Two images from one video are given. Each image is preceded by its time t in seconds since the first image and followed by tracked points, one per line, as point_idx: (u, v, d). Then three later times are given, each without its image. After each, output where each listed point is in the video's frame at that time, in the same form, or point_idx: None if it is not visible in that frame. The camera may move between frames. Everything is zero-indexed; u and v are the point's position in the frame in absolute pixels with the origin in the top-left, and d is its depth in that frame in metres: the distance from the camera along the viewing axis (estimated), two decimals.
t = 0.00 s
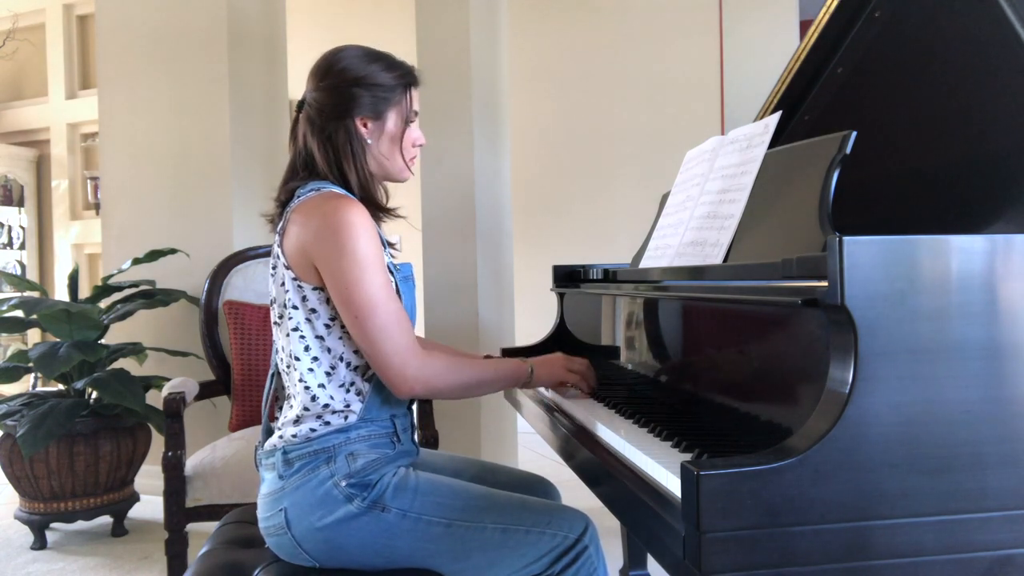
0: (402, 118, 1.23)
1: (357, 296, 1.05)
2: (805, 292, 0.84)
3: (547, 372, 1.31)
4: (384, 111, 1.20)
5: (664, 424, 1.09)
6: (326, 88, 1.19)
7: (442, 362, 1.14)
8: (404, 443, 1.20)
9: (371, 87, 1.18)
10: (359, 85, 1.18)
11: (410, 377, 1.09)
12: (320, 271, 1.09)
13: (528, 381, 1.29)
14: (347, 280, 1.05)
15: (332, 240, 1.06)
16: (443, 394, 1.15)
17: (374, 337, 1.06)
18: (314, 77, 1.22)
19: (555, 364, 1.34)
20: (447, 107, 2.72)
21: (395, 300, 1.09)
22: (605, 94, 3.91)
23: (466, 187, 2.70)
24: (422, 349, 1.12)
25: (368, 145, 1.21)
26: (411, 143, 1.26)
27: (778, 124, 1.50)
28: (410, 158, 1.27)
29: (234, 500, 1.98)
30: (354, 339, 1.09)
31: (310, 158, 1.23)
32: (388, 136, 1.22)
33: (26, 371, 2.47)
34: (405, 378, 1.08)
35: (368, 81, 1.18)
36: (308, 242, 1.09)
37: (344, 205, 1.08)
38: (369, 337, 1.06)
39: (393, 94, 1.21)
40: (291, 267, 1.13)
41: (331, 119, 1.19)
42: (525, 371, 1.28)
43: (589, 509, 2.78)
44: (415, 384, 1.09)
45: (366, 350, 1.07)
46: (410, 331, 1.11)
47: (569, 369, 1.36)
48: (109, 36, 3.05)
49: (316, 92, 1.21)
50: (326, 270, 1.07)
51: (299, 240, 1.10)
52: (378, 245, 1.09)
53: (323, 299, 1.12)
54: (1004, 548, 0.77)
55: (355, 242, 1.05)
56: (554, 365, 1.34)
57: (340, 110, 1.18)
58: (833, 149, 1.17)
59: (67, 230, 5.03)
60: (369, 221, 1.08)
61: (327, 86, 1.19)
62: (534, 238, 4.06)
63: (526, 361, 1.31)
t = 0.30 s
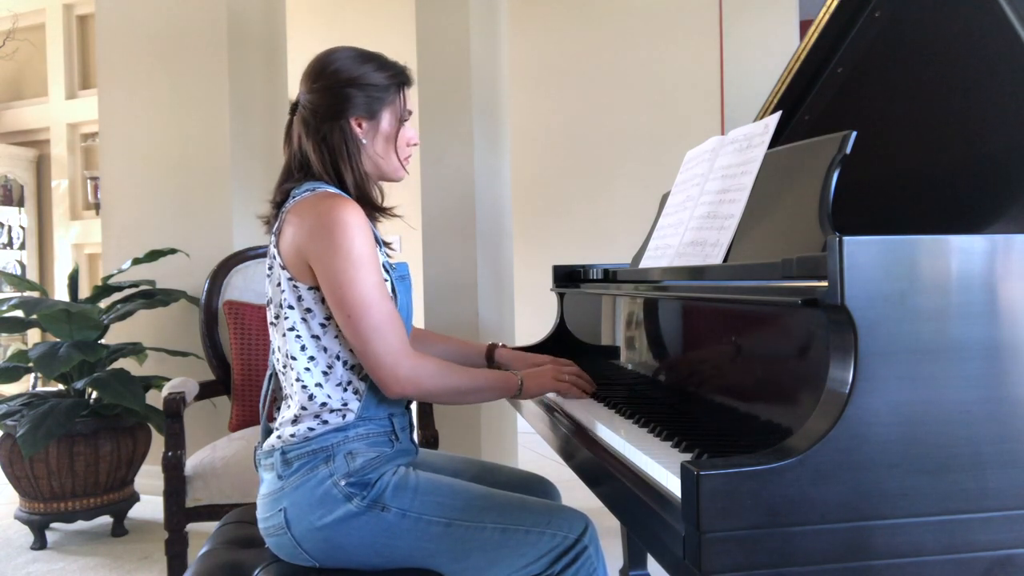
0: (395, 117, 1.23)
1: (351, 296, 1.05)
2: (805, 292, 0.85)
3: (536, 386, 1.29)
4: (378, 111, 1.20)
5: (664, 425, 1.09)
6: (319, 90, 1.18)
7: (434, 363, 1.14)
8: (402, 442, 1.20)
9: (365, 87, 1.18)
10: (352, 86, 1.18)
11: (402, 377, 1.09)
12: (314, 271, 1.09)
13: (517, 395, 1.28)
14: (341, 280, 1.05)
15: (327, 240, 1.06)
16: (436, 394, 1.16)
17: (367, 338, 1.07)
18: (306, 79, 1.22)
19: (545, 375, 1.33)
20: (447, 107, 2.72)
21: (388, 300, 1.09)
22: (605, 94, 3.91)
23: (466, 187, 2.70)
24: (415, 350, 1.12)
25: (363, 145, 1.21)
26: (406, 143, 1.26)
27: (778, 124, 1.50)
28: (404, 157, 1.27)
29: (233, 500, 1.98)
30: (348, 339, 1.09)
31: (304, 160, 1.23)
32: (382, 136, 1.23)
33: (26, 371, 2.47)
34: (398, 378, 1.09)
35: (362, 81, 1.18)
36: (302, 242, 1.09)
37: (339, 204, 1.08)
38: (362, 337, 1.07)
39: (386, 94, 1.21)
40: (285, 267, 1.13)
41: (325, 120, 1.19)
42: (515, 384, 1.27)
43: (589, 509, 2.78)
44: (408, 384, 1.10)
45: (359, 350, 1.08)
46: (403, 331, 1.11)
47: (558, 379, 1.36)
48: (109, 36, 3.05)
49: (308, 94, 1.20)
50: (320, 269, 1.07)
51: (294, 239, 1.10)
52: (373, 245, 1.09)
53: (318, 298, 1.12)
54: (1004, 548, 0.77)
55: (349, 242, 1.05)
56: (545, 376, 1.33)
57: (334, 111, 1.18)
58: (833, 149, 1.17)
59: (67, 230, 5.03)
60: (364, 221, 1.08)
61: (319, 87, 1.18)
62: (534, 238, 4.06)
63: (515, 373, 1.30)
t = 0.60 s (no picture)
0: (391, 117, 1.23)
1: (348, 295, 1.05)
2: (805, 293, 0.85)
3: (535, 381, 1.30)
4: (374, 111, 1.20)
5: (664, 425, 1.09)
6: (315, 90, 1.19)
7: (430, 360, 1.14)
8: (401, 441, 1.20)
9: (361, 87, 1.18)
10: (347, 85, 1.18)
11: (400, 376, 1.09)
12: (310, 271, 1.09)
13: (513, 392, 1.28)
14: (338, 279, 1.05)
15: (323, 240, 1.06)
16: (433, 392, 1.16)
17: (364, 336, 1.07)
18: (302, 81, 1.22)
19: (542, 371, 1.34)
20: (448, 107, 2.72)
21: (385, 300, 1.10)
22: (605, 94, 3.91)
23: (466, 187, 2.70)
24: (411, 348, 1.12)
25: (360, 144, 1.21)
26: (402, 143, 1.27)
27: (778, 124, 1.50)
28: (401, 157, 1.27)
29: (233, 500, 1.98)
30: (344, 338, 1.09)
31: (301, 159, 1.23)
32: (379, 136, 1.23)
33: (26, 371, 2.47)
34: (395, 377, 1.09)
35: (357, 81, 1.18)
36: (298, 242, 1.09)
37: (335, 205, 1.08)
38: (358, 337, 1.07)
39: (382, 94, 1.21)
40: (282, 266, 1.13)
41: (321, 119, 1.19)
42: (512, 380, 1.28)
43: (589, 509, 2.78)
44: (405, 383, 1.10)
45: (356, 349, 1.08)
46: (400, 330, 1.11)
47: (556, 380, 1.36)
48: (109, 36, 3.05)
49: (305, 94, 1.21)
50: (317, 269, 1.07)
51: (290, 239, 1.10)
52: (369, 244, 1.09)
53: (315, 298, 1.13)
54: (1003, 548, 0.77)
55: (346, 242, 1.05)
56: (543, 374, 1.33)
57: (331, 110, 1.18)
58: (833, 149, 1.17)
59: (67, 229, 5.03)
60: (361, 221, 1.08)
61: (315, 88, 1.19)
62: (534, 238, 4.06)
63: (514, 368, 1.31)
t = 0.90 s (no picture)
0: (390, 117, 1.24)
1: (348, 293, 1.05)
2: (804, 293, 0.84)
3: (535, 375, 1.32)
4: (373, 111, 1.21)
5: (664, 425, 1.09)
6: (314, 90, 1.19)
7: (431, 357, 1.14)
8: (400, 440, 1.20)
9: (360, 87, 1.19)
10: (345, 86, 1.18)
11: (400, 373, 1.09)
12: (310, 269, 1.09)
13: (513, 385, 1.30)
14: (338, 276, 1.05)
15: (323, 238, 1.06)
16: (434, 389, 1.16)
17: (364, 333, 1.06)
18: (301, 81, 1.22)
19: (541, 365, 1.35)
20: (448, 107, 2.72)
21: (385, 297, 1.10)
22: (606, 94, 3.91)
23: (466, 187, 2.70)
24: (411, 345, 1.12)
25: (359, 144, 1.21)
26: (401, 143, 1.27)
27: (778, 124, 1.50)
28: (400, 158, 1.27)
29: (233, 500, 1.98)
30: (345, 336, 1.09)
31: (301, 159, 1.23)
32: (378, 136, 1.23)
33: (26, 371, 2.47)
34: (396, 373, 1.09)
35: (356, 81, 1.18)
36: (298, 241, 1.09)
37: (334, 203, 1.08)
38: (359, 334, 1.07)
39: (380, 94, 1.21)
40: (281, 265, 1.13)
41: (321, 119, 1.19)
42: (512, 374, 1.29)
43: (590, 509, 2.78)
44: (406, 380, 1.10)
45: (357, 346, 1.08)
46: (400, 327, 1.11)
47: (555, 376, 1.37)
48: (109, 36, 3.05)
49: (304, 95, 1.21)
50: (317, 267, 1.07)
51: (289, 237, 1.10)
52: (369, 242, 1.09)
53: (314, 296, 1.12)
54: (1003, 548, 0.78)
55: (345, 239, 1.06)
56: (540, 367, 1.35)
57: (330, 110, 1.18)
58: (833, 149, 1.17)
59: (68, 229, 5.03)
60: (360, 218, 1.09)
61: (314, 88, 1.19)
62: (534, 238, 4.06)
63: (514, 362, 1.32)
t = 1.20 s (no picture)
0: (390, 117, 1.24)
1: (349, 291, 1.05)
2: (804, 293, 0.85)
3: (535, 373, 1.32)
4: (374, 111, 1.21)
5: (664, 425, 1.10)
6: (315, 90, 1.19)
7: (431, 354, 1.14)
8: (400, 440, 1.20)
9: (361, 87, 1.19)
10: (346, 86, 1.18)
11: (401, 370, 1.09)
12: (311, 267, 1.09)
13: (514, 384, 1.30)
14: (339, 275, 1.05)
15: (323, 235, 1.06)
16: (434, 387, 1.16)
17: (365, 331, 1.06)
18: (301, 82, 1.22)
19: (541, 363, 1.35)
20: (448, 107, 2.72)
21: (386, 294, 1.10)
22: (606, 94, 3.91)
23: (466, 187, 2.70)
24: (412, 342, 1.12)
25: (360, 143, 1.21)
26: (401, 143, 1.27)
27: (778, 124, 1.50)
28: (400, 157, 1.27)
29: (233, 500, 1.98)
30: (345, 333, 1.09)
31: (301, 158, 1.22)
32: (379, 136, 1.23)
33: (26, 372, 2.47)
34: (397, 371, 1.09)
35: (357, 81, 1.18)
36: (298, 239, 1.09)
37: (334, 201, 1.08)
38: (360, 332, 1.06)
39: (380, 94, 1.21)
40: (282, 264, 1.13)
41: (322, 119, 1.19)
42: (512, 373, 1.29)
43: (590, 509, 2.78)
44: (407, 377, 1.10)
45: (358, 344, 1.07)
46: (400, 325, 1.11)
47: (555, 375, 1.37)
48: (109, 36, 3.05)
49: (304, 95, 1.20)
50: (318, 265, 1.07)
51: (290, 236, 1.10)
52: (369, 240, 1.09)
53: (315, 295, 1.12)
54: (1004, 549, 0.77)
55: (346, 237, 1.06)
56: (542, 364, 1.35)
57: (331, 110, 1.18)
58: (833, 149, 1.17)
59: (68, 229, 5.03)
60: (360, 216, 1.09)
61: (315, 88, 1.19)
62: (534, 238, 4.07)
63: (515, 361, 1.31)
